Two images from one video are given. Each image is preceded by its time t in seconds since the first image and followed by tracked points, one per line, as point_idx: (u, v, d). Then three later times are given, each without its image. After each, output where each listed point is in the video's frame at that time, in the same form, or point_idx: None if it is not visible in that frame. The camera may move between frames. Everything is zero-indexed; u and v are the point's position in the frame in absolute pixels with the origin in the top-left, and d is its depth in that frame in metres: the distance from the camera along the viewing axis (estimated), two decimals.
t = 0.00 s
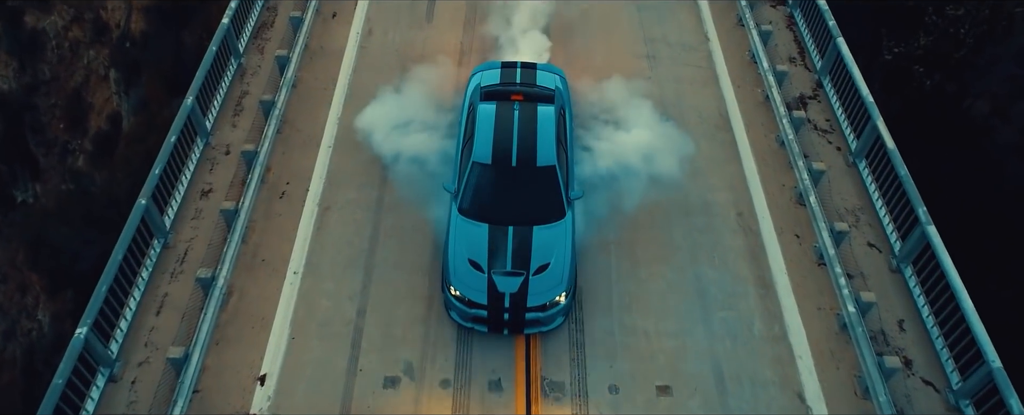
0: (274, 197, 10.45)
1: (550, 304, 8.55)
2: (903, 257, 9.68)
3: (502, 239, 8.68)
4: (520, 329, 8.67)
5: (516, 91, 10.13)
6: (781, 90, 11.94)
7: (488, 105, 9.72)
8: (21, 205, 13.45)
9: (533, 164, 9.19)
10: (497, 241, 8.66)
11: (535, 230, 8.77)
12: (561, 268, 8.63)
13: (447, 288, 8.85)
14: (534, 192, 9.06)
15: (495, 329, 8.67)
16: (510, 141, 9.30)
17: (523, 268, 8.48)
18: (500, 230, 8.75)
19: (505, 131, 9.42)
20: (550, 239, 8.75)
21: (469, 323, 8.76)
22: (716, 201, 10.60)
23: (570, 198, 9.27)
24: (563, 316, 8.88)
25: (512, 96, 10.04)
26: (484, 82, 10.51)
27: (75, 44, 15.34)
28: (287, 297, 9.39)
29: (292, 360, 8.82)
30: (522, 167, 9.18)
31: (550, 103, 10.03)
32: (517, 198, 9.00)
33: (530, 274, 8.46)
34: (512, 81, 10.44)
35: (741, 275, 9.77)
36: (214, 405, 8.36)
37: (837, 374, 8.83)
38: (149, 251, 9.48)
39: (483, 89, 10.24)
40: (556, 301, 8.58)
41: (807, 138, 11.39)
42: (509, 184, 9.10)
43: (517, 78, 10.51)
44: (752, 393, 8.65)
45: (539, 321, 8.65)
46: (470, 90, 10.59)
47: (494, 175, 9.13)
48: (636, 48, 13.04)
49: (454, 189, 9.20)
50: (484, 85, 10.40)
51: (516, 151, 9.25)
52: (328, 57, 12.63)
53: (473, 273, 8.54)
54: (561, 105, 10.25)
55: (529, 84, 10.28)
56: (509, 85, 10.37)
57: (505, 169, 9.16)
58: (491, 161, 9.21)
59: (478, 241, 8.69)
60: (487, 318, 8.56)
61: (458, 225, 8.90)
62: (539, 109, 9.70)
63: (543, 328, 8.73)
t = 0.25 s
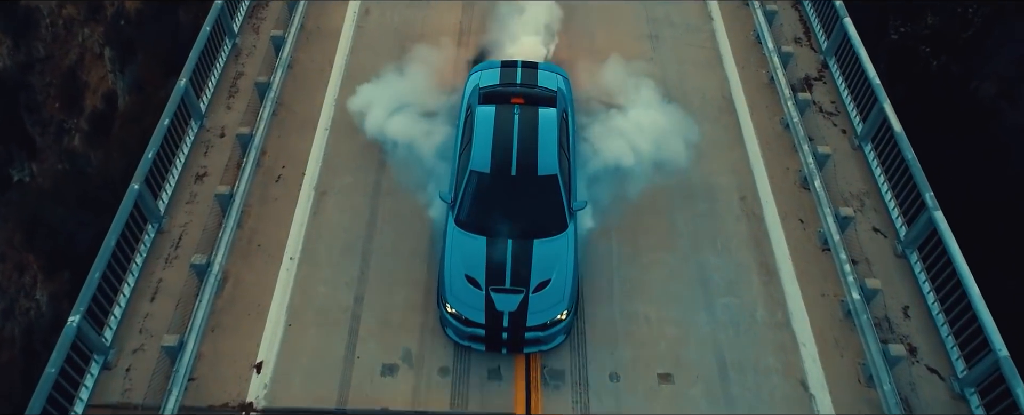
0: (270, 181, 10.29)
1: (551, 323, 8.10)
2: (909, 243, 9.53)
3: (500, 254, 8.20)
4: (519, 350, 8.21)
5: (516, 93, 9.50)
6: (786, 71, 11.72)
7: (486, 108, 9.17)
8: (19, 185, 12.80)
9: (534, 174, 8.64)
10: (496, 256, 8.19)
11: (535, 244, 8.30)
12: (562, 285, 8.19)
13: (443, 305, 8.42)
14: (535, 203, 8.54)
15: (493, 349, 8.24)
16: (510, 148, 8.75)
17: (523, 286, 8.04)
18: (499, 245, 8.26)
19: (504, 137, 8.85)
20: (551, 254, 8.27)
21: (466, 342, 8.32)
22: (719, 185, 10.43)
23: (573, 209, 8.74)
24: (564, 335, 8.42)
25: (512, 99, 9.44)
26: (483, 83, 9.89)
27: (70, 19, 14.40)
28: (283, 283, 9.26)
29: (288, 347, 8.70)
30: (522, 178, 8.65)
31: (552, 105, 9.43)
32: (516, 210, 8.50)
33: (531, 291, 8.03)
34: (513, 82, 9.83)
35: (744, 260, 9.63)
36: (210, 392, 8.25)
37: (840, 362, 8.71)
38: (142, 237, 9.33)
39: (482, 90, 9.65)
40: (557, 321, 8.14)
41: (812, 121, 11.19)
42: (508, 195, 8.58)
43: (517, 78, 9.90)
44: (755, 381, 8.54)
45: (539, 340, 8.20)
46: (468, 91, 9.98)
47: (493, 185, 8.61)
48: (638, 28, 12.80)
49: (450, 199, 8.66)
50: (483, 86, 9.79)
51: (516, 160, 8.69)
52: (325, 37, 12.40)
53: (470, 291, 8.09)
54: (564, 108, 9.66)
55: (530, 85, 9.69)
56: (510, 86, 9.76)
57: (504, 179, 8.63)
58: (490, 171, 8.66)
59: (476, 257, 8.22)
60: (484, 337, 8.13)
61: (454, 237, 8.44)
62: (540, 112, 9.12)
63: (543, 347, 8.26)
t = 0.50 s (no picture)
0: (265, 161, 10.14)
1: (552, 348, 7.76)
2: (912, 224, 9.41)
3: (499, 277, 7.77)
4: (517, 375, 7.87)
5: (515, 99, 9.21)
6: (791, 48, 11.50)
7: (485, 112, 8.60)
8: (16, 162, 11.68)
9: (535, 188, 8.14)
10: (493, 276, 7.76)
11: (535, 264, 7.85)
12: (563, 308, 7.81)
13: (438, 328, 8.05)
14: (535, 220, 8.08)
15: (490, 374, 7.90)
16: (509, 159, 8.20)
17: (522, 309, 7.65)
18: (497, 265, 7.83)
19: (503, 147, 8.27)
20: (551, 273, 7.85)
21: (462, 366, 7.97)
22: (721, 166, 10.29)
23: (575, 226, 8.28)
24: (564, 358, 8.06)
25: (511, 105, 9.13)
26: (481, 87, 9.45)
27: None
28: (280, 265, 9.15)
29: (285, 329, 8.62)
30: (522, 192, 8.14)
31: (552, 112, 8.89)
32: (515, 227, 8.04)
33: (530, 315, 7.64)
34: (512, 86, 9.38)
35: (746, 242, 9.51)
36: (207, 376, 8.18)
37: (842, 345, 8.62)
38: (136, 218, 9.20)
39: (479, 95, 9.28)
40: (557, 346, 7.79)
41: (817, 99, 11.01)
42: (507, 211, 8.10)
43: (517, 81, 9.45)
44: (755, 364, 8.47)
45: (539, 366, 7.85)
46: (465, 94, 9.53)
47: (490, 200, 8.12)
48: (640, 5, 12.56)
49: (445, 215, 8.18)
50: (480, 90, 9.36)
51: (516, 170, 8.16)
52: (321, 13, 12.18)
53: (466, 313, 7.73)
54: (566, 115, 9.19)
55: (529, 89, 9.33)
56: (508, 90, 9.33)
57: (504, 194, 8.13)
58: (488, 185, 8.15)
59: (472, 277, 7.81)
60: (481, 362, 7.78)
61: (450, 256, 8.00)
62: (541, 118, 8.53)
63: (543, 372, 7.92)
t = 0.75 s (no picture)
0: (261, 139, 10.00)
1: (552, 383, 7.34)
2: (916, 203, 9.29)
3: (496, 305, 7.31)
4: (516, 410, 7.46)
5: (515, 109, 8.86)
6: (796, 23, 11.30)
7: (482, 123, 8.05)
8: (10, 138, 10.94)
9: (534, 209, 7.56)
10: (488, 305, 7.31)
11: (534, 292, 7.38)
12: (563, 340, 7.39)
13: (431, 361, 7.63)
14: (533, 242, 7.52)
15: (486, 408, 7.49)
16: (507, 177, 7.62)
17: (519, 342, 7.24)
18: (493, 293, 7.35)
19: (501, 163, 7.70)
20: (551, 302, 7.39)
21: (457, 400, 7.56)
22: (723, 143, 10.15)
23: (576, 249, 7.75)
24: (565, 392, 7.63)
25: (511, 116, 8.79)
26: (478, 97, 8.95)
27: None
28: (277, 244, 9.06)
29: (282, 309, 8.55)
30: (520, 214, 7.55)
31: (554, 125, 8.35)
32: (512, 251, 7.48)
33: (528, 348, 7.24)
34: (511, 96, 8.92)
35: (748, 220, 9.41)
36: (204, 356, 8.13)
37: (843, 325, 8.55)
38: (130, 197, 9.08)
39: (477, 104, 8.87)
40: (557, 380, 7.36)
41: (821, 75, 10.84)
42: (504, 234, 7.52)
43: (516, 90, 8.98)
44: (756, 344, 8.41)
45: (539, 401, 7.43)
46: (462, 102, 9.05)
47: (486, 222, 7.53)
48: None
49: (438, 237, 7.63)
50: (479, 100, 8.90)
51: (514, 189, 7.58)
52: None
53: (460, 345, 7.32)
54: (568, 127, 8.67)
55: (529, 98, 8.92)
56: (508, 101, 8.90)
57: (501, 216, 7.54)
58: (484, 205, 7.57)
59: (466, 305, 7.35)
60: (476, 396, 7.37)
61: (443, 283, 7.54)
62: (541, 133, 7.93)
63: (542, 406, 7.49)
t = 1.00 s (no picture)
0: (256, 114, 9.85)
1: None
2: (920, 179, 9.16)
3: (492, 345, 7.00)
4: None
5: (513, 130, 8.46)
6: None
7: (479, 146, 7.72)
8: (6, 110, 9.94)
9: (531, 240, 7.15)
10: (484, 345, 7.01)
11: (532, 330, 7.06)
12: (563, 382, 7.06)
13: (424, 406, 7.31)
14: (532, 276, 7.14)
15: None
16: (505, 206, 7.23)
17: (516, 385, 6.95)
18: (489, 332, 7.03)
19: (498, 190, 7.33)
20: (549, 341, 7.07)
21: None
22: (725, 119, 10.00)
23: (577, 284, 7.30)
24: None
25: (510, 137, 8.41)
26: (474, 112, 8.46)
27: None
28: (273, 220, 8.97)
29: (278, 286, 8.48)
30: (517, 246, 7.15)
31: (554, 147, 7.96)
32: (509, 287, 7.12)
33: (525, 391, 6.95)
34: (509, 112, 8.48)
35: (749, 197, 9.30)
36: (201, 333, 8.07)
37: (844, 302, 8.48)
38: (124, 173, 8.97)
39: (475, 121, 8.41)
40: None
41: (824, 49, 10.66)
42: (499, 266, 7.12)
43: (515, 105, 8.53)
44: (756, 322, 8.36)
45: None
46: (456, 119, 8.57)
47: (481, 254, 7.16)
48: None
49: (432, 270, 7.26)
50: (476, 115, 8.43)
51: (511, 219, 7.19)
52: None
53: (454, 390, 7.01)
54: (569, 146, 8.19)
55: (528, 113, 8.49)
56: (506, 117, 8.46)
57: (497, 247, 7.15)
58: (480, 236, 7.18)
59: (462, 346, 7.04)
60: None
61: (437, 320, 7.21)
62: (539, 156, 7.58)
63: None
